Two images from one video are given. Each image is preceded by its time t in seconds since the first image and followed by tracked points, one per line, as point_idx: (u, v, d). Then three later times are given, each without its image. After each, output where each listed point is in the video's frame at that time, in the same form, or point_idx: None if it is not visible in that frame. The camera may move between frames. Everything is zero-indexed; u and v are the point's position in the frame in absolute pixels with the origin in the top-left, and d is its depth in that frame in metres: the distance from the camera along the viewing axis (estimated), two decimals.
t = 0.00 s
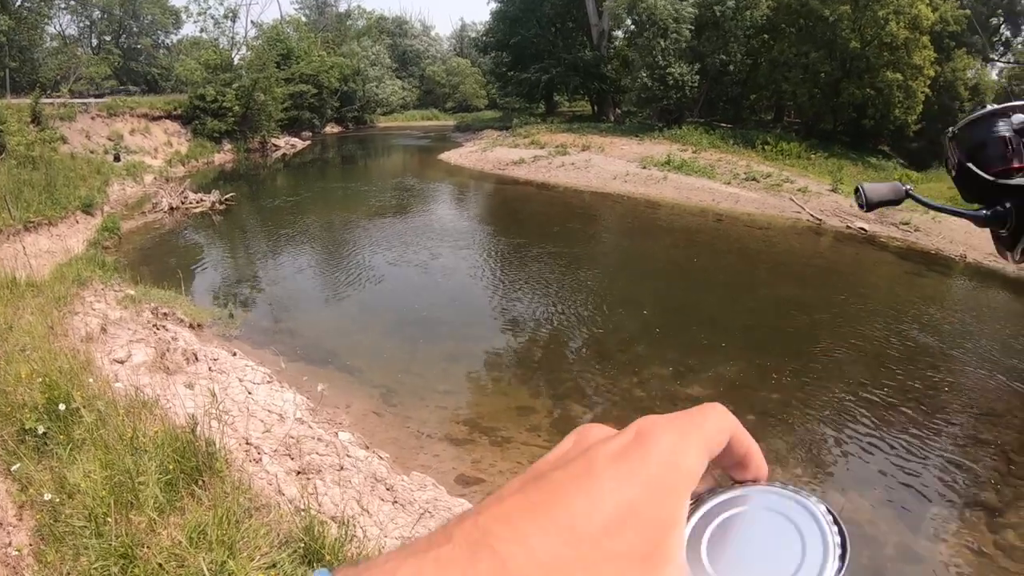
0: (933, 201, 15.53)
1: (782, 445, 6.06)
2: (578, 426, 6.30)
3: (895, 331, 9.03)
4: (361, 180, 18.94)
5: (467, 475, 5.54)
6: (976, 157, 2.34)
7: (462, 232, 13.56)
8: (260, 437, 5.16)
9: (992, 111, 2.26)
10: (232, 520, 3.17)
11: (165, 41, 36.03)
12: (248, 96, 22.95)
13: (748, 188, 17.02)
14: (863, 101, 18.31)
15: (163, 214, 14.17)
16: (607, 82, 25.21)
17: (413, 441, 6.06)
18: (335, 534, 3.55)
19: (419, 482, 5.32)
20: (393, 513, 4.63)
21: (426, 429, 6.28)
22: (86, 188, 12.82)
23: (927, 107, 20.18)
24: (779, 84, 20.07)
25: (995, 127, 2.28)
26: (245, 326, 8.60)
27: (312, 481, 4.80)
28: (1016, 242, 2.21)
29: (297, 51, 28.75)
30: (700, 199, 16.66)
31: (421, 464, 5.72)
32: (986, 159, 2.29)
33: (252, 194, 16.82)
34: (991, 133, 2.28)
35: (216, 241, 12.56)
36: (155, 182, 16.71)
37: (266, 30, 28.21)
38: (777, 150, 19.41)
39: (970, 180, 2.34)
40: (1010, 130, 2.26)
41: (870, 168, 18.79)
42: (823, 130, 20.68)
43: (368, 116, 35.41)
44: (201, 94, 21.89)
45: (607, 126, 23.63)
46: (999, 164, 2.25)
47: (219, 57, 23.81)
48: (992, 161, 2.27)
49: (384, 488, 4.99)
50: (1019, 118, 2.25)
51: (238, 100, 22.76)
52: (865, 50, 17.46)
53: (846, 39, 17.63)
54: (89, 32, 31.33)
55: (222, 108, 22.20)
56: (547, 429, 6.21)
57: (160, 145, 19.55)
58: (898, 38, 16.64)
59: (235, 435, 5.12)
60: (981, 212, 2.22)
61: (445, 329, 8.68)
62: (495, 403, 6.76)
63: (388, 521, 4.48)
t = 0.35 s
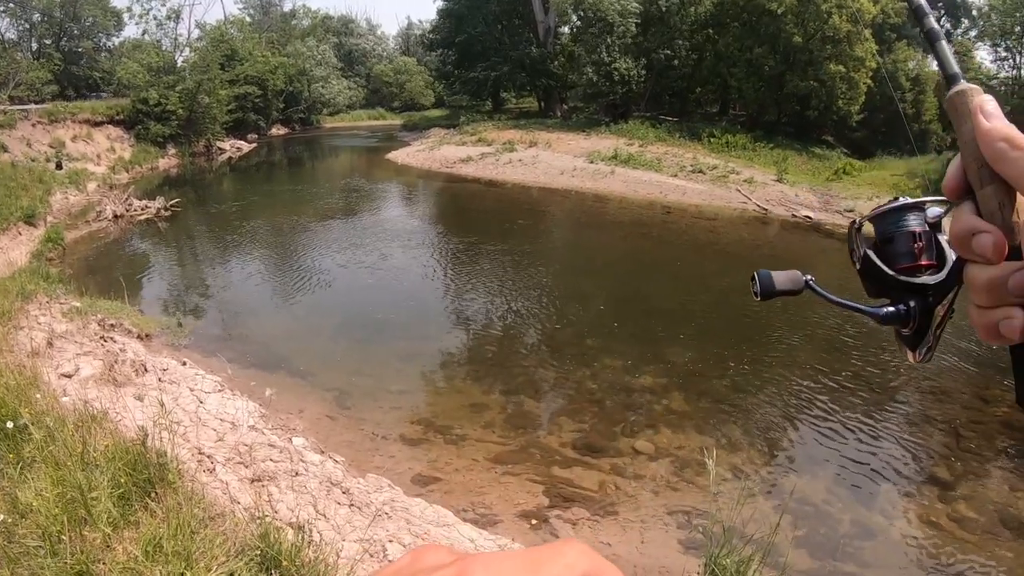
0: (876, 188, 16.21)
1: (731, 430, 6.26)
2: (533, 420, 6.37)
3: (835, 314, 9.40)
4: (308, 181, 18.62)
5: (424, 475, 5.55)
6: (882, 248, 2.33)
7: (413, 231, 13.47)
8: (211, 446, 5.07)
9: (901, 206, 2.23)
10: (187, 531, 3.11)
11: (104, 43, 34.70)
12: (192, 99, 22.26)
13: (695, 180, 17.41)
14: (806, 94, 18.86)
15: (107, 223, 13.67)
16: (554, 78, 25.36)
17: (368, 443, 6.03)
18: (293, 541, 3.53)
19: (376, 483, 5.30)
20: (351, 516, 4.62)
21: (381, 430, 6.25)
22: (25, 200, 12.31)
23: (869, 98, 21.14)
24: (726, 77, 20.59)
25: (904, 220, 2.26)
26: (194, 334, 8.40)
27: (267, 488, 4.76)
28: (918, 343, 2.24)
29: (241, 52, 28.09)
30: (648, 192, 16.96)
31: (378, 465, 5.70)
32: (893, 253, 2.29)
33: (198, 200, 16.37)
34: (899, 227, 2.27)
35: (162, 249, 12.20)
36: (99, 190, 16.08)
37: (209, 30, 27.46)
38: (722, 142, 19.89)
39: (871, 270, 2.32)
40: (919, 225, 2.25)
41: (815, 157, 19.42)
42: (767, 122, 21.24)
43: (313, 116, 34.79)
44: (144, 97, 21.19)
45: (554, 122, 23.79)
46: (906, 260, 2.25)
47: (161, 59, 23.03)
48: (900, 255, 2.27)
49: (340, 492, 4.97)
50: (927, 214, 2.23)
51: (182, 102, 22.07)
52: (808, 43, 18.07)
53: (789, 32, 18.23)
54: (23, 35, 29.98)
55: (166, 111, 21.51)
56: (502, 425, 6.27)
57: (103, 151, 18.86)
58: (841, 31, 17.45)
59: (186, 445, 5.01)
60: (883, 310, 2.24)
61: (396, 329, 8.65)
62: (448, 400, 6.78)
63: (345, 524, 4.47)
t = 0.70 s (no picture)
0: (818, 183, 16.95)
1: (682, 423, 6.41)
2: (490, 422, 6.40)
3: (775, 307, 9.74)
4: (251, 190, 18.20)
5: (382, 482, 5.51)
6: (847, 325, 2.11)
7: (362, 238, 13.31)
8: (167, 462, 4.94)
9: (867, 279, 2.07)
10: (149, 548, 3.02)
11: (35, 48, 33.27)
12: (135, 107, 21.47)
13: (641, 179, 17.76)
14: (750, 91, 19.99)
15: (49, 236, 13.11)
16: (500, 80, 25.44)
17: (325, 453, 5.94)
18: (254, 553, 3.47)
19: (335, 492, 5.24)
20: (313, 526, 4.56)
21: (337, 439, 6.17)
22: None
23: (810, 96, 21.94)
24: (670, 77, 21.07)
25: (870, 295, 2.07)
26: (143, 349, 8.11)
27: (226, 502, 4.66)
28: (883, 422, 1.93)
29: (183, 58, 27.32)
30: (596, 192, 17.22)
31: (336, 474, 5.63)
32: (858, 329, 2.06)
33: (139, 211, 15.83)
34: (865, 302, 2.07)
35: (106, 262, 11.78)
36: (40, 203, 15.40)
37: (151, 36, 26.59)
38: (665, 142, 20.33)
39: (836, 346, 2.09)
40: (886, 300, 2.06)
41: (759, 154, 20.07)
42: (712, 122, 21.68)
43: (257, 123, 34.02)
44: (83, 106, 20.40)
45: (500, 124, 23.87)
46: (872, 336, 2.01)
47: (101, 66, 22.04)
48: (865, 332, 2.03)
49: (301, 502, 4.90)
50: (894, 289, 2.07)
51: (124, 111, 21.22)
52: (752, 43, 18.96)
53: (734, 33, 18.93)
54: None
55: (108, 120, 20.70)
56: (459, 428, 6.28)
57: (43, 161, 18.07)
58: (783, 31, 18.43)
59: (141, 462, 4.86)
60: (847, 385, 1.93)
61: (348, 337, 8.54)
62: (404, 406, 6.75)
63: (308, 534, 4.41)
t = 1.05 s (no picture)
0: (767, 179, 17.55)
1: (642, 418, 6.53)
2: (451, 426, 6.39)
3: (726, 301, 10.00)
4: (199, 197, 17.73)
5: (347, 490, 5.45)
6: (805, 385, 1.81)
7: (315, 243, 13.11)
8: (128, 480, 4.80)
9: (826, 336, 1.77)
10: (116, 570, 2.92)
11: None
12: (81, 114, 20.65)
13: (592, 178, 17.98)
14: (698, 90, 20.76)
15: None
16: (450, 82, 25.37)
17: (287, 463, 5.83)
18: (223, 570, 3.39)
19: (300, 503, 5.16)
20: (280, 539, 4.49)
21: (298, 449, 6.07)
22: None
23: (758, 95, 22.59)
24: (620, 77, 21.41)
25: (830, 355, 1.77)
26: (96, 363, 7.85)
27: (191, 518, 4.56)
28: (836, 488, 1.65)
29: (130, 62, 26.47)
30: (549, 192, 17.36)
31: (299, 484, 5.53)
32: (813, 390, 1.77)
33: (86, 221, 15.25)
34: (823, 361, 1.77)
35: (55, 275, 11.34)
36: None
37: (97, 41, 25.69)
38: (617, 141, 20.62)
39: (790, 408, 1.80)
40: (846, 361, 1.76)
41: (708, 151, 20.54)
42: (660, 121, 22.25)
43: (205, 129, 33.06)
44: (27, 113, 19.58)
45: (451, 126, 23.81)
46: (829, 397, 1.72)
47: (48, 71, 21.19)
48: (822, 392, 1.74)
49: (266, 514, 4.82)
50: (857, 348, 1.77)
51: (71, 117, 20.48)
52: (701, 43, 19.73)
53: (686, 33, 19.53)
54: None
55: (53, 127, 19.91)
56: (422, 433, 6.25)
57: None
58: (731, 31, 19.20)
59: (103, 481, 4.70)
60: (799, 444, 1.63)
61: (304, 344, 8.41)
62: (364, 413, 6.67)
63: (276, 546, 4.35)
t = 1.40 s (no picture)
0: (716, 178, 18.06)
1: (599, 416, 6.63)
2: (409, 432, 6.37)
3: (677, 300, 10.24)
4: (147, 207, 17.17)
5: (307, 501, 5.34)
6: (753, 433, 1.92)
7: (270, 252, 12.88)
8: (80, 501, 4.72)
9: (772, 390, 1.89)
10: None
11: None
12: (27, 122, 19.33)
13: (544, 181, 18.13)
14: (649, 91, 21.38)
15: None
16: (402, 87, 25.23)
17: (244, 475, 5.71)
18: None
19: (259, 516, 5.06)
20: (238, 555, 4.43)
21: (255, 460, 5.93)
22: None
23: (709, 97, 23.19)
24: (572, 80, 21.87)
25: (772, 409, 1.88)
26: (47, 381, 7.55)
27: (147, 537, 4.47)
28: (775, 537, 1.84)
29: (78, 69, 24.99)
30: (502, 195, 17.44)
31: (257, 497, 5.42)
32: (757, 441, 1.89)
33: (32, 233, 14.64)
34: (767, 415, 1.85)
35: None
36: None
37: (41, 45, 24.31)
38: (570, 143, 20.84)
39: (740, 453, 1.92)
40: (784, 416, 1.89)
41: (659, 152, 20.96)
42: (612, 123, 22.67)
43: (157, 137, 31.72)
44: None
45: (404, 131, 23.65)
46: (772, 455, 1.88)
47: None
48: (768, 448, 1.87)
49: (224, 529, 4.74)
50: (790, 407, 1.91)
51: (16, 126, 19.14)
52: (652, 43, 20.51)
53: (635, 36, 20.27)
54: None
55: None
56: (380, 440, 6.21)
57: None
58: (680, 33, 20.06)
59: (53, 501, 4.57)
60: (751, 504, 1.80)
61: (259, 354, 8.26)
62: (322, 422, 6.60)
63: (234, 562, 4.33)
